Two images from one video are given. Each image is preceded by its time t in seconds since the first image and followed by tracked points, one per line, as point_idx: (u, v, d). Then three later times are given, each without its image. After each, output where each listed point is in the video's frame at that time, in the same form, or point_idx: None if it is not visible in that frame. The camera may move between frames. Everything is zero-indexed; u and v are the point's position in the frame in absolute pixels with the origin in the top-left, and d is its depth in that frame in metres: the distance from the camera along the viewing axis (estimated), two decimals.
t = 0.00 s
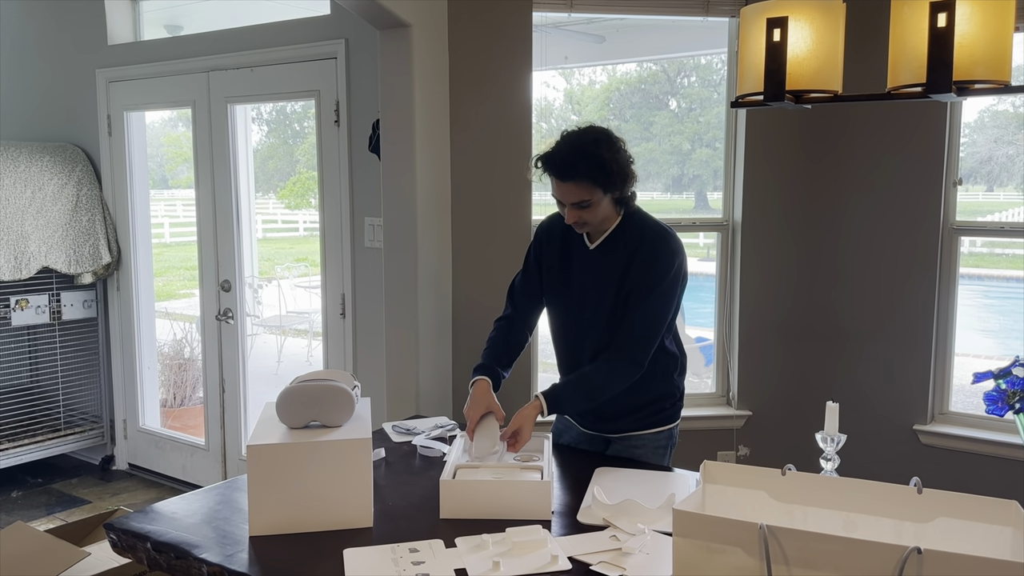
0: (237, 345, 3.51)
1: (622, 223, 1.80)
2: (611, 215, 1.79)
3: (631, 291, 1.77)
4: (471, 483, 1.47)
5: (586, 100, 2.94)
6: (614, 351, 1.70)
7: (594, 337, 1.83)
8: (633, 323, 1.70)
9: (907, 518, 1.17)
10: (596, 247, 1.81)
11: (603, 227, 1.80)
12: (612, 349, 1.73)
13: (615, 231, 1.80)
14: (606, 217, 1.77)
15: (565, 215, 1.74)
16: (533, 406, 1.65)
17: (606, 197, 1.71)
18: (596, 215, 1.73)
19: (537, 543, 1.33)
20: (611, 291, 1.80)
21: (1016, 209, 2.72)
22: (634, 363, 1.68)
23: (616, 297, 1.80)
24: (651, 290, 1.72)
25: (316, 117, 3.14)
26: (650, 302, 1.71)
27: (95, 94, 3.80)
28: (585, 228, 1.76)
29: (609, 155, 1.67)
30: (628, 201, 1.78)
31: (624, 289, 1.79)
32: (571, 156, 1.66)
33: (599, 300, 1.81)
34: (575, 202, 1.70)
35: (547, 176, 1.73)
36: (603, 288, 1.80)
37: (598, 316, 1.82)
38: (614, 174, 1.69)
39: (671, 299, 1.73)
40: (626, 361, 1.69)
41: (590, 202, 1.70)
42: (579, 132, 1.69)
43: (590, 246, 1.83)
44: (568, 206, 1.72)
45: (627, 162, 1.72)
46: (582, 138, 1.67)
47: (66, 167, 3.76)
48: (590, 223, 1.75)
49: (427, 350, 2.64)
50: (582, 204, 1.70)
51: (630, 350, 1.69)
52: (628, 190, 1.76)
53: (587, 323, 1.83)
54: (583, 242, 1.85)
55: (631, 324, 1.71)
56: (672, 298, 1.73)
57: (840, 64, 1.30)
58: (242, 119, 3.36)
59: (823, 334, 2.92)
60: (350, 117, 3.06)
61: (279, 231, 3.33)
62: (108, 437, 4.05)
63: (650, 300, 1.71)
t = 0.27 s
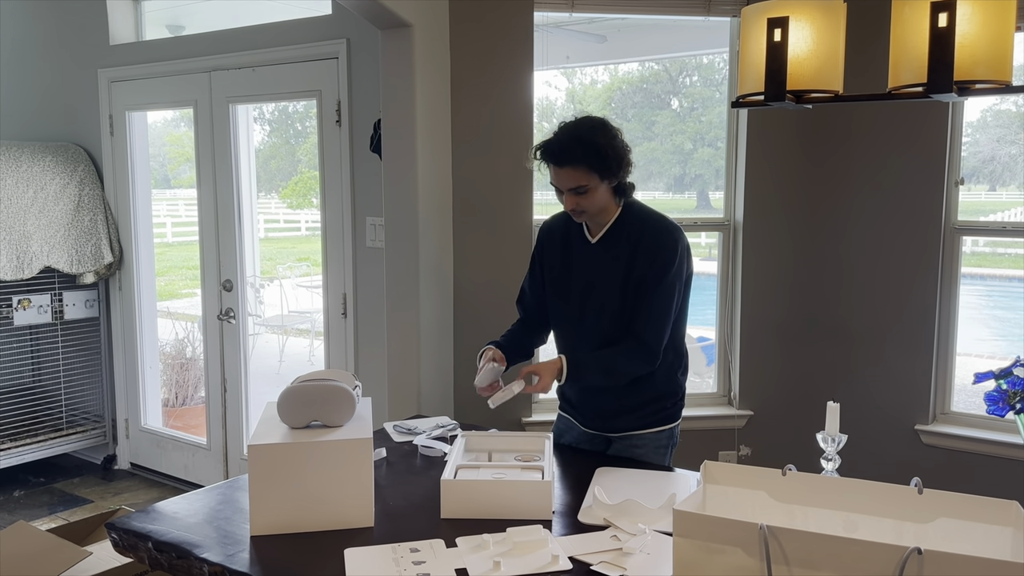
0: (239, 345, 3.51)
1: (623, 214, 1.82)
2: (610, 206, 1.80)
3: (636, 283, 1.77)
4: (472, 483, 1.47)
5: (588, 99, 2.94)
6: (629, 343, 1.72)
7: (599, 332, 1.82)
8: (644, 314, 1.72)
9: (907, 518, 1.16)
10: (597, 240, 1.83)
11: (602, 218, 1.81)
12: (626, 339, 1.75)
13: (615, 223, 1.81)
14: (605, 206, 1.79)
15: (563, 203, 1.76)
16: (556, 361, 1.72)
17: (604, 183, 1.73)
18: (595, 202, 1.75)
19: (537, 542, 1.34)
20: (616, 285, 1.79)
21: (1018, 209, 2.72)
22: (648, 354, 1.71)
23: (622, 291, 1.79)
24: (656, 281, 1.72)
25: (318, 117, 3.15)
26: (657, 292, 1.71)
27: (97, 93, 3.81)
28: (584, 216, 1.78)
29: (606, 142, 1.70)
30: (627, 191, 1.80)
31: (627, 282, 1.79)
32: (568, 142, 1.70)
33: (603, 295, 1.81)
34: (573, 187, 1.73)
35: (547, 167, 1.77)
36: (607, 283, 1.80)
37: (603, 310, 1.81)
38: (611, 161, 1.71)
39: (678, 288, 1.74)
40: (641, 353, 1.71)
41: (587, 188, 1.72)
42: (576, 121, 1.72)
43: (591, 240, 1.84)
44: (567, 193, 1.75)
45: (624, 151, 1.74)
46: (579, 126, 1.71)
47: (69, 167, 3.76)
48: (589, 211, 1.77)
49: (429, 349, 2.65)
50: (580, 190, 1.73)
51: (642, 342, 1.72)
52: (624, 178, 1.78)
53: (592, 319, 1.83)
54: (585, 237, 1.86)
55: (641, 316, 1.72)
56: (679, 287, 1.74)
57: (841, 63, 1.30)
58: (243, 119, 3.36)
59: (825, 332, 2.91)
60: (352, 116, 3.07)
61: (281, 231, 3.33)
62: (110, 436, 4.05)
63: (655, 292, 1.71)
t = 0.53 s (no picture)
0: (240, 345, 3.51)
1: (631, 203, 1.82)
2: (617, 194, 1.81)
3: (643, 271, 1.76)
4: (473, 482, 1.47)
5: (589, 98, 2.93)
6: (635, 329, 1.70)
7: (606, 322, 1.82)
8: (651, 302, 1.71)
9: (910, 518, 1.16)
10: (605, 230, 1.83)
11: (609, 207, 1.82)
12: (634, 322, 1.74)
13: (623, 211, 1.81)
14: (612, 193, 1.80)
15: (570, 186, 1.78)
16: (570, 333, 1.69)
17: (609, 166, 1.75)
18: (600, 185, 1.76)
19: (539, 542, 1.33)
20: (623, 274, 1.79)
21: (1021, 208, 2.71)
22: (653, 337, 1.69)
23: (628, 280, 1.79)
24: (662, 268, 1.72)
25: (319, 116, 3.14)
26: (663, 279, 1.71)
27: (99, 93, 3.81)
28: (590, 201, 1.79)
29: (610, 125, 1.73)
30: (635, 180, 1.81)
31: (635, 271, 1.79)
32: (573, 125, 1.74)
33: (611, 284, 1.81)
34: (578, 169, 1.75)
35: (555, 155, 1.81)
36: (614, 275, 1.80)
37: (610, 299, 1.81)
38: (616, 143, 1.73)
39: (684, 275, 1.73)
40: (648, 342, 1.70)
41: (592, 169, 1.74)
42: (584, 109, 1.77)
43: (601, 231, 1.85)
44: (573, 176, 1.77)
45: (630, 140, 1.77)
46: (587, 112, 1.75)
47: (70, 167, 3.77)
48: (595, 195, 1.78)
49: (430, 348, 2.64)
50: (585, 171, 1.75)
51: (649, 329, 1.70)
52: (631, 168, 1.80)
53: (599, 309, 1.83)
54: (593, 228, 1.87)
55: (648, 304, 1.72)
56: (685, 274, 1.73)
57: (843, 61, 1.29)
58: (245, 118, 3.36)
59: (828, 329, 2.91)
60: (353, 116, 3.06)
61: (283, 230, 3.33)
62: (111, 436, 4.05)
63: (661, 280, 1.71)
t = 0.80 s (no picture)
0: (241, 345, 3.51)
1: (642, 199, 1.83)
2: (629, 187, 1.82)
3: (652, 265, 1.77)
4: (474, 483, 1.47)
5: (590, 98, 2.93)
6: (639, 315, 1.69)
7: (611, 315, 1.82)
8: (656, 292, 1.71)
9: (911, 518, 1.16)
10: (615, 224, 1.83)
11: (621, 201, 1.83)
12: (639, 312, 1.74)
13: (634, 205, 1.82)
14: (625, 186, 1.81)
15: (583, 175, 1.79)
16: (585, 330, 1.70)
17: (622, 154, 1.77)
18: (613, 174, 1.78)
19: (540, 542, 1.33)
20: (631, 267, 1.80)
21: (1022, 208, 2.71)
22: (657, 326, 1.69)
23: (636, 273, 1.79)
24: (670, 261, 1.72)
25: (320, 116, 3.15)
26: (670, 271, 1.71)
27: (99, 93, 3.81)
28: (603, 191, 1.80)
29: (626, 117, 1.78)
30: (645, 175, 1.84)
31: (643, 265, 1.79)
32: (587, 114, 1.78)
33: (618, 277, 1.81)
34: (592, 156, 1.76)
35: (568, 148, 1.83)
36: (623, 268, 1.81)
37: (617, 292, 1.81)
38: (631, 133, 1.77)
39: (692, 269, 1.73)
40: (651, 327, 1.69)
41: (606, 156, 1.76)
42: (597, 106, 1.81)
43: (610, 226, 1.85)
44: (587, 164, 1.78)
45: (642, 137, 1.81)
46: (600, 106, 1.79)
47: (71, 167, 3.77)
48: (608, 185, 1.79)
49: (431, 348, 2.64)
50: (599, 158, 1.76)
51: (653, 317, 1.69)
52: (642, 164, 1.83)
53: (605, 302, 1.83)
54: (602, 221, 1.87)
55: (653, 293, 1.71)
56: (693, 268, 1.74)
57: (844, 61, 1.29)
58: (246, 118, 3.36)
59: (829, 328, 2.90)
60: (354, 116, 3.06)
61: (283, 230, 3.34)
62: (112, 436, 4.05)
63: (669, 271, 1.71)
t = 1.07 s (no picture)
0: (241, 345, 3.52)
1: (648, 199, 1.83)
2: (637, 188, 1.83)
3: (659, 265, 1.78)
4: (475, 483, 1.47)
5: (590, 98, 2.93)
6: (650, 316, 1.70)
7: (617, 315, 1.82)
8: (665, 293, 1.72)
9: (911, 519, 1.16)
10: (622, 224, 1.83)
11: (629, 202, 1.83)
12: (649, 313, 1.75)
13: (642, 205, 1.82)
14: (634, 186, 1.82)
15: (595, 175, 1.78)
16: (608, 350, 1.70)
17: (633, 155, 1.78)
18: (625, 174, 1.78)
19: (540, 543, 1.33)
20: (637, 268, 1.80)
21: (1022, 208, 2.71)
22: (668, 327, 1.69)
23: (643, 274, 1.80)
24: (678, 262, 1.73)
25: (320, 116, 3.15)
26: (679, 272, 1.72)
27: (99, 94, 3.81)
28: (613, 192, 1.79)
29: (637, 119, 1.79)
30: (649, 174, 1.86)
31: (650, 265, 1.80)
32: (598, 114, 1.77)
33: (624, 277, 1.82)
34: (605, 157, 1.76)
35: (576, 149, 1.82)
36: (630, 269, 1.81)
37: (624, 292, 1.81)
38: (640, 134, 1.78)
39: (700, 270, 1.74)
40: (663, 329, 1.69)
41: (619, 156, 1.76)
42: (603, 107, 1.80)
43: (617, 227, 1.84)
44: (598, 165, 1.77)
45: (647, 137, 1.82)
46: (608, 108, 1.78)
47: (71, 167, 3.76)
48: (619, 185, 1.78)
49: (431, 348, 2.64)
50: (611, 159, 1.76)
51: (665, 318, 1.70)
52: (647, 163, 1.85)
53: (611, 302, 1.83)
54: (607, 222, 1.87)
55: (663, 294, 1.72)
56: (701, 268, 1.74)
57: (845, 62, 1.29)
58: (246, 118, 3.36)
59: (830, 328, 2.90)
60: (354, 116, 3.07)
61: (283, 230, 3.34)
62: (113, 436, 4.05)
63: (677, 274, 1.71)
